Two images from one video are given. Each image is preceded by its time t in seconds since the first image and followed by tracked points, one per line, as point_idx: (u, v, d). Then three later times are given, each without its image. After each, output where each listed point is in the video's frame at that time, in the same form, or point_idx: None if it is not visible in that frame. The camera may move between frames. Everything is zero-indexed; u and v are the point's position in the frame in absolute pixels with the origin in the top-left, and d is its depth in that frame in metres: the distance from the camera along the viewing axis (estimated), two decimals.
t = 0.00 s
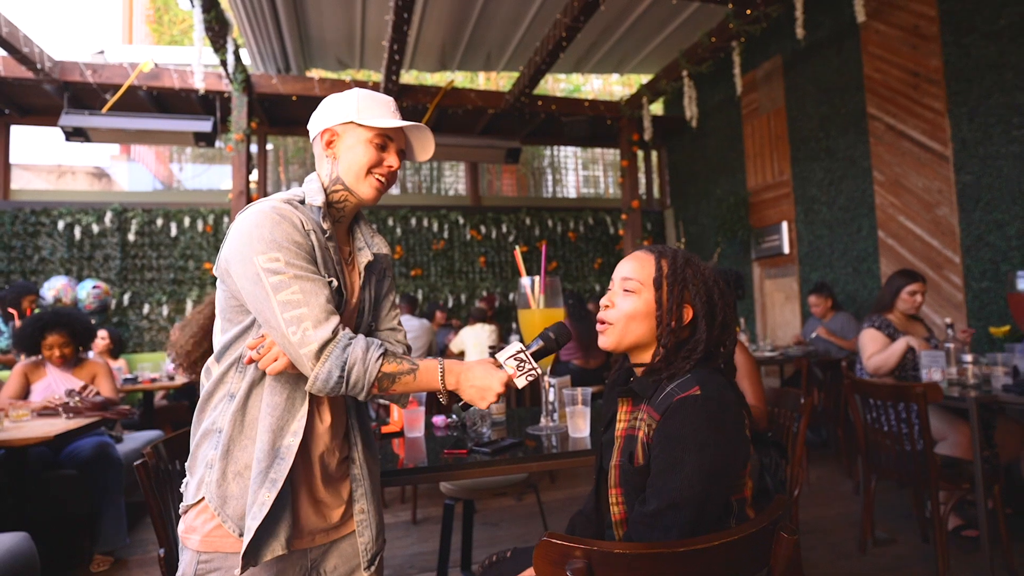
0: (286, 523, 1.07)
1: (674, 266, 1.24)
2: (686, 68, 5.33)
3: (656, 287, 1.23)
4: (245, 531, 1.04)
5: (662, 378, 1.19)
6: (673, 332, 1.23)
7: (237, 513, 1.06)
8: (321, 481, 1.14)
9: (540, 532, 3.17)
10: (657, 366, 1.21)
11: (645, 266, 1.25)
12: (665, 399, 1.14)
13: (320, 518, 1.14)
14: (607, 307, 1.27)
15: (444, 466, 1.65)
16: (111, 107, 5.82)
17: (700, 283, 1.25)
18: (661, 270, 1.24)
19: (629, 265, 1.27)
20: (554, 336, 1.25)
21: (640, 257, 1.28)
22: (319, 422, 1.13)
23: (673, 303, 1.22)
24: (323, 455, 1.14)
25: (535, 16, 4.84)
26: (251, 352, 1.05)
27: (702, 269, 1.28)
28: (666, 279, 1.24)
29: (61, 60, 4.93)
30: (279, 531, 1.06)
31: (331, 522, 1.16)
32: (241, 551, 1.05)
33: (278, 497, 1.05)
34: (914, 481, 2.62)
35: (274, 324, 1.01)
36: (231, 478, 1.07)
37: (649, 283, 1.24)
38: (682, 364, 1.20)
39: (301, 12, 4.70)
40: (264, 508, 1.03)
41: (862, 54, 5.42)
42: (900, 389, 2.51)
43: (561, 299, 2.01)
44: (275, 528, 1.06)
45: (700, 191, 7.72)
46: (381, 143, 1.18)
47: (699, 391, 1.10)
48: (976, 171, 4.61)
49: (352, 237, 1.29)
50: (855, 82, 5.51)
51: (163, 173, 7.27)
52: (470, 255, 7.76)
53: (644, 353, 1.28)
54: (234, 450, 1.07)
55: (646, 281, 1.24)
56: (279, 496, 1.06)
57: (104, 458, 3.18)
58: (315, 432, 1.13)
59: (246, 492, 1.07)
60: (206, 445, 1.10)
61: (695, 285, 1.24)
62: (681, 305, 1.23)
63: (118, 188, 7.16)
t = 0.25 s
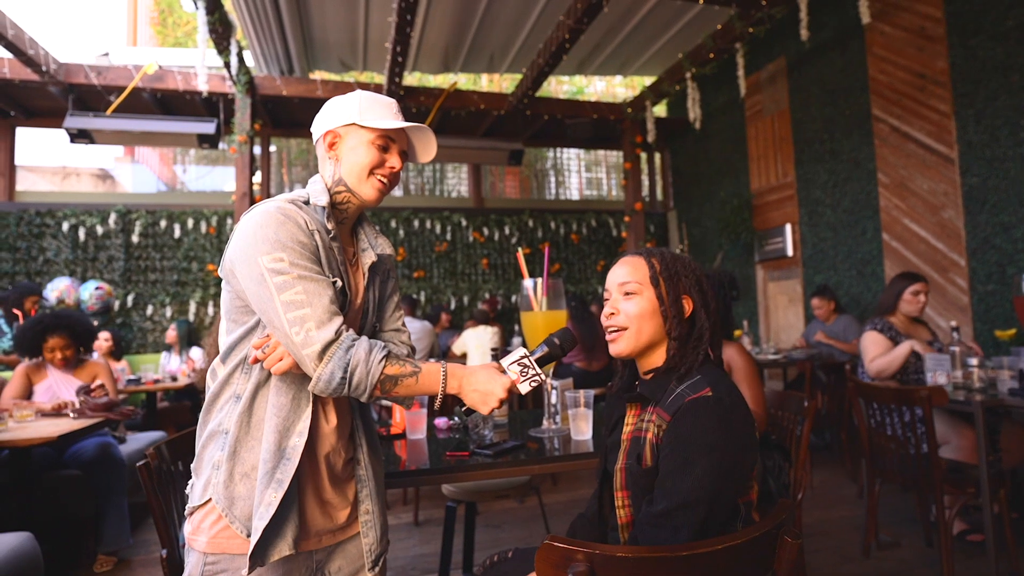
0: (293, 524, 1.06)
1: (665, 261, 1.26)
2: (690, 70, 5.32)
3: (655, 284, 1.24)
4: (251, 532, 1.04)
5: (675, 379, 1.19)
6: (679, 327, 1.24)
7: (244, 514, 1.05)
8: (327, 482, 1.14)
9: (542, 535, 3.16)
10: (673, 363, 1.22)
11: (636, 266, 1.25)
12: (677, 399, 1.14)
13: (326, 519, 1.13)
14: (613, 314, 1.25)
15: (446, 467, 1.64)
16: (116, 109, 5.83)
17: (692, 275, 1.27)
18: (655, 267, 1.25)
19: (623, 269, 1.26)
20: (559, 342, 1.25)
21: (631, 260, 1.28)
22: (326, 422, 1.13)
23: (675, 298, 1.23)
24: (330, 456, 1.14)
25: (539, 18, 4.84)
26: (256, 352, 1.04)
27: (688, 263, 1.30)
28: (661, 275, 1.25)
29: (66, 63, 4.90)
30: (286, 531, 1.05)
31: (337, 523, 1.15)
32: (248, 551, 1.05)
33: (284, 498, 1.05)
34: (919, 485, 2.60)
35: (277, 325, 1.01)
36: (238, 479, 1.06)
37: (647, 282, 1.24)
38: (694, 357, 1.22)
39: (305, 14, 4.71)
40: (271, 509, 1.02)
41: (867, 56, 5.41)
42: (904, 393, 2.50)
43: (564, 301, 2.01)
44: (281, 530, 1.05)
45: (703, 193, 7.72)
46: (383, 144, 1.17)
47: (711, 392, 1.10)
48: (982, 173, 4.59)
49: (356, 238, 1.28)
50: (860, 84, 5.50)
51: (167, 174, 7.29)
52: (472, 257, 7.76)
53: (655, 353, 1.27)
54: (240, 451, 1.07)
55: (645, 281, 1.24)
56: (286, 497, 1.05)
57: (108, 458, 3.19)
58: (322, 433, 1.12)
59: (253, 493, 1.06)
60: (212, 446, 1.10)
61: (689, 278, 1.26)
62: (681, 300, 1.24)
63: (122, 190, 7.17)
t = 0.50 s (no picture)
0: (290, 524, 1.06)
1: (666, 263, 1.26)
2: (692, 69, 5.31)
3: (651, 284, 1.24)
4: (249, 532, 1.04)
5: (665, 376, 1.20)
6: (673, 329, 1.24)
7: (242, 514, 1.05)
8: (326, 482, 1.13)
9: (543, 534, 3.16)
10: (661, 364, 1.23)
11: (639, 264, 1.28)
12: (664, 399, 1.14)
13: (325, 519, 1.13)
14: (606, 309, 1.29)
15: (447, 467, 1.64)
16: (118, 108, 5.84)
17: (692, 279, 1.26)
18: (653, 268, 1.26)
19: (623, 267, 1.29)
20: (559, 342, 1.25)
21: (634, 259, 1.30)
22: (325, 422, 1.13)
23: (670, 299, 1.23)
24: (329, 456, 1.14)
25: (541, 17, 4.83)
26: (255, 351, 1.04)
27: (695, 266, 1.28)
28: (659, 277, 1.25)
29: (68, 62, 4.94)
30: (284, 532, 1.05)
31: (337, 523, 1.15)
32: (246, 551, 1.05)
33: (282, 498, 1.05)
34: (921, 485, 2.60)
35: (275, 325, 1.01)
36: (236, 479, 1.06)
37: (643, 281, 1.26)
38: (686, 360, 1.21)
39: (307, 13, 4.71)
40: (269, 509, 1.02)
41: (870, 55, 5.40)
42: (907, 394, 2.49)
43: (566, 301, 2.01)
44: (279, 530, 1.05)
45: (705, 193, 7.70)
46: (384, 142, 1.17)
47: (694, 393, 1.09)
48: (985, 173, 4.58)
49: (357, 237, 1.28)
50: (863, 83, 5.49)
51: (170, 174, 7.30)
52: (475, 257, 7.77)
53: (646, 351, 1.29)
54: (239, 450, 1.07)
55: (640, 280, 1.26)
56: (284, 496, 1.05)
57: (109, 457, 3.21)
58: (321, 432, 1.12)
59: (251, 493, 1.06)
60: (211, 445, 1.10)
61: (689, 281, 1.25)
62: (677, 302, 1.24)
63: (125, 189, 7.19)
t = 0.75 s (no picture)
0: (290, 522, 1.05)
1: (664, 260, 1.26)
2: (695, 67, 5.29)
3: (647, 280, 1.25)
4: (248, 530, 1.03)
5: (668, 373, 1.18)
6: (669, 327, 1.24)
7: (242, 512, 1.05)
8: (326, 481, 1.13)
9: (545, 533, 3.15)
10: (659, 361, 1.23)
11: (638, 261, 1.28)
12: (669, 394, 1.13)
13: (325, 518, 1.13)
14: (605, 306, 1.29)
15: (448, 465, 1.63)
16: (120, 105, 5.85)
17: (691, 277, 1.25)
18: (651, 264, 1.26)
19: (623, 264, 1.30)
20: (561, 340, 1.23)
21: (634, 257, 1.30)
22: (325, 420, 1.12)
23: (666, 296, 1.23)
24: (329, 454, 1.13)
25: (543, 14, 4.81)
26: (254, 349, 1.04)
27: (696, 264, 1.28)
28: (656, 273, 1.25)
29: (70, 59, 4.96)
30: (283, 530, 1.05)
31: (336, 522, 1.15)
32: (245, 550, 1.04)
33: (282, 496, 1.04)
34: (924, 484, 2.59)
35: (275, 322, 1.00)
36: (235, 477, 1.06)
37: (641, 277, 1.26)
38: (686, 357, 1.19)
39: (309, 10, 4.70)
40: (268, 507, 1.02)
41: (875, 52, 5.38)
42: (911, 393, 2.48)
43: (567, 298, 2.00)
44: (279, 529, 1.04)
45: (708, 191, 7.68)
46: (387, 139, 1.17)
47: (701, 387, 1.09)
48: (990, 171, 4.56)
49: (358, 235, 1.28)
50: (867, 80, 5.47)
51: (172, 171, 7.30)
52: (476, 255, 7.76)
53: (643, 348, 1.28)
54: (239, 448, 1.06)
55: (638, 276, 1.26)
56: (284, 495, 1.05)
57: (113, 454, 3.19)
58: (321, 431, 1.11)
59: (250, 491, 1.06)
60: (210, 443, 1.09)
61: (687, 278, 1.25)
62: (674, 299, 1.24)
63: (127, 186, 7.20)
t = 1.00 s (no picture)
0: (291, 520, 1.05)
1: (666, 258, 1.25)
2: (700, 64, 5.27)
3: (649, 278, 1.24)
4: (249, 528, 1.03)
5: (669, 371, 1.17)
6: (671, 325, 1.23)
7: (243, 510, 1.04)
8: (327, 479, 1.12)
9: (547, 531, 3.14)
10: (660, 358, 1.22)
11: (639, 259, 1.27)
12: (667, 394, 1.12)
13: (326, 516, 1.12)
14: (606, 303, 1.29)
15: (450, 463, 1.62)
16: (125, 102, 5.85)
17: (695, 275, 1.23)
18: (653, 262, 1.25)
19: (625, 262, 1.29)
20: (560, 331, 1.24)
21: (636, 254, 1.30)
22: (327, 418, 1.11)
23: (668, 294, 1.22)
24: (330, 452, 1.12)
25: (547, 10, 4.79)
26: (255, 347, 1.03)
27: (698, 261, 1.26)
28: (658, 270, 1.24)
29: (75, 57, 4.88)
30: (284, 528, 1.04)
31: (337, 520, 1.14)
32: (246, 548, 1.03)
33: (283, 494, 1.04)
34: (930, 484, 2.57)
35: (277, 320, 0.99)
36: (237, 475, 1.05)
37: (642, 275, 1.25)
38: (688, 355, 1.18)
39: (313, 6, 4.69)
40: (269, 505, 1.01)
41: (881, 49, 5.34)
42: (916, 392, 2.46)
43: (570, 296, 1.99)
44: (280, 527, 1.04)
45: (712, 188, 7.66)
46: (388, 135, 1.16)
47: (699, 387, 1.08)
48: (998, 169, 4.53)
49: (360, 232, 1.27)
50: (874, 78, 5.43)
51: (176, 168, 7.31)
52: (479, 252, 7.75)
53: (644, 346, 1.27)
54: (240, 446, 1.05)
55: (640, 274, 1.25)
56: (285, 493, 1.04)
57: (116, 450, 3.17)
58: (323, 428, 1.11)
59: (252, 489, 1.05)
60: (211, 440, 1.09)
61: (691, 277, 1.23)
62: (676, 297, 1.23)
63: (132, 183, 7.21)
